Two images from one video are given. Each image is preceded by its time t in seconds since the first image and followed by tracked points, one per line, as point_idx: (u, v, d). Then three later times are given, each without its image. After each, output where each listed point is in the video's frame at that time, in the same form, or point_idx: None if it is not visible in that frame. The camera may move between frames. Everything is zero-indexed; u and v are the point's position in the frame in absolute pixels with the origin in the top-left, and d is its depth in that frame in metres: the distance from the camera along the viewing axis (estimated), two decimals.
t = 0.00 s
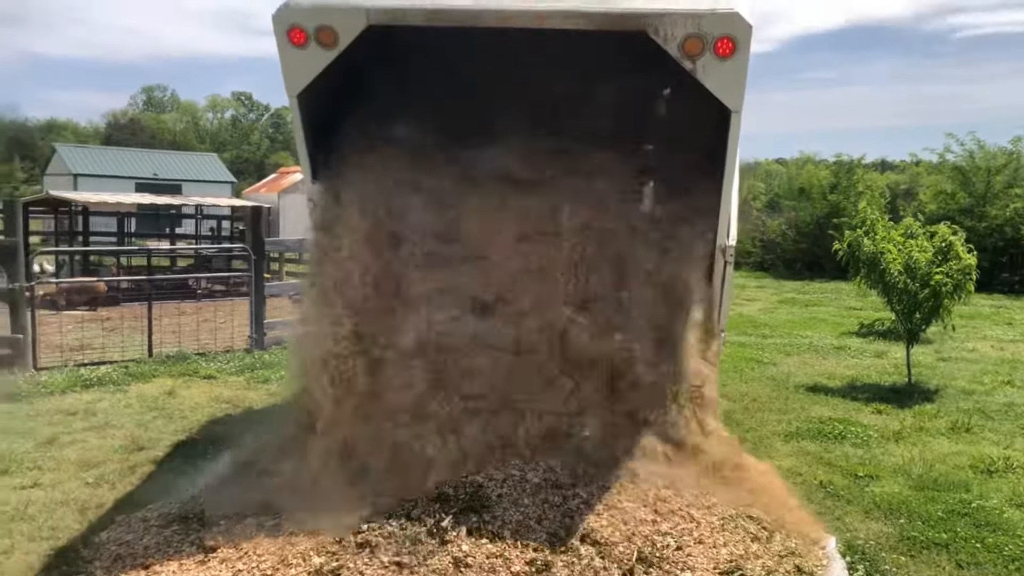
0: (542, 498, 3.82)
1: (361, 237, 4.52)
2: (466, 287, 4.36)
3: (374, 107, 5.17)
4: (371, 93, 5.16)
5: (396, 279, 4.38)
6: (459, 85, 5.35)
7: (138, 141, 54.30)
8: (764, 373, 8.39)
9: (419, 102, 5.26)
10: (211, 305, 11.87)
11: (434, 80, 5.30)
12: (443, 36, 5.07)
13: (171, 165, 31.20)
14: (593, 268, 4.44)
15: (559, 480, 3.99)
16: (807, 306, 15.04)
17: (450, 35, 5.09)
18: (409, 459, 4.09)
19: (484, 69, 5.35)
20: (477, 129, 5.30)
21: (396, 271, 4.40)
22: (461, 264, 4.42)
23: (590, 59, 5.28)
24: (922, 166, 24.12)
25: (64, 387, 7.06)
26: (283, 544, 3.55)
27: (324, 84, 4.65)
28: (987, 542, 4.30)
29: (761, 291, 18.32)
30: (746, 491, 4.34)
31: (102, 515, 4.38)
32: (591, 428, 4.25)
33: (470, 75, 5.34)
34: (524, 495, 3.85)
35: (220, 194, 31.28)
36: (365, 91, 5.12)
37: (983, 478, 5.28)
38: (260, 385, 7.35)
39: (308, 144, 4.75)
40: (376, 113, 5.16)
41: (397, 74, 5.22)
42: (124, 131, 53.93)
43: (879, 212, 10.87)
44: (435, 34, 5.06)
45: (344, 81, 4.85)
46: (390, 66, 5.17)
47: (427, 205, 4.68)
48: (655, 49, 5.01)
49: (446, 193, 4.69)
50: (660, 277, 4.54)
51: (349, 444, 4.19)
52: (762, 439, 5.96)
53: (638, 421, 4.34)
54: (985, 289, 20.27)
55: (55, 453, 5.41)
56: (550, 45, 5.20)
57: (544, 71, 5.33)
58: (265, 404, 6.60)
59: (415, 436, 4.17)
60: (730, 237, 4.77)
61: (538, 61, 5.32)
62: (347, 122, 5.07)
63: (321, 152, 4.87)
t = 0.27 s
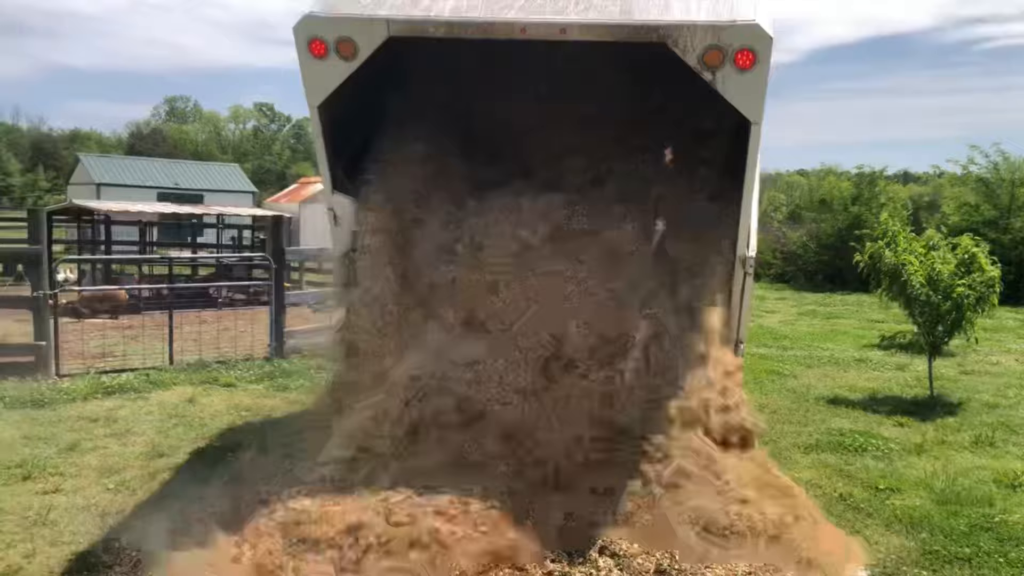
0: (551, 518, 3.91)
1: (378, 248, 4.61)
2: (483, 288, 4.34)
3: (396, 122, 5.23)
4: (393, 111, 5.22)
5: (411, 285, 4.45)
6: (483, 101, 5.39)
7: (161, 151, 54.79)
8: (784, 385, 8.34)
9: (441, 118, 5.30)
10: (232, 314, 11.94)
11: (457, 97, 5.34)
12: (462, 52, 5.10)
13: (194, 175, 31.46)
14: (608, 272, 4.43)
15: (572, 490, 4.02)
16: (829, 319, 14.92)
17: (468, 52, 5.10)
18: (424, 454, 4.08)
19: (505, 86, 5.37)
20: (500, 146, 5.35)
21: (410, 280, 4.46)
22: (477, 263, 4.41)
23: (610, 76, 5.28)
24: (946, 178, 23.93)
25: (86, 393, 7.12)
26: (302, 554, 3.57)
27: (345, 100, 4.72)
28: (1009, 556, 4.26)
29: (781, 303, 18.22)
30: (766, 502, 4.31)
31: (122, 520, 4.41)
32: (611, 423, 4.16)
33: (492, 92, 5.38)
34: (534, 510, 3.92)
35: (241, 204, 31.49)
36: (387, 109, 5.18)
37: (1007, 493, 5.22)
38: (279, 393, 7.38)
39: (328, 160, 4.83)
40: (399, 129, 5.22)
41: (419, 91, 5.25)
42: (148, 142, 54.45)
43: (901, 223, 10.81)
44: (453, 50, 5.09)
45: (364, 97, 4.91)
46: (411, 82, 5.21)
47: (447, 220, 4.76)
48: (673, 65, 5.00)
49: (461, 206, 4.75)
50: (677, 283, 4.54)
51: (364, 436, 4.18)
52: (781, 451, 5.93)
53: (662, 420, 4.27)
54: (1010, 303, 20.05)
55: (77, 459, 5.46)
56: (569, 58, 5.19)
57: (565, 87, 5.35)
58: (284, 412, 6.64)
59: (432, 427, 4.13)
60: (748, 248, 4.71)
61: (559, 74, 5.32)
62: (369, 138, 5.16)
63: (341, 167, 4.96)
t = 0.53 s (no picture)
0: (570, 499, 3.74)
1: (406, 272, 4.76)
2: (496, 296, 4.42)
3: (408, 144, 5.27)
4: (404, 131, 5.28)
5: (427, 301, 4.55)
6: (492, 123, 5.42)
7: (171, 159, 55.01)
8: (795, 394, 8.32)
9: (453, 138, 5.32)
10: (242, 322, 11.97)
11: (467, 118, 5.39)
12: (472, 65, 5.24)
13: (204, 183, 31.58)
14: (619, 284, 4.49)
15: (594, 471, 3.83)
16: (839, 328, 14.87)
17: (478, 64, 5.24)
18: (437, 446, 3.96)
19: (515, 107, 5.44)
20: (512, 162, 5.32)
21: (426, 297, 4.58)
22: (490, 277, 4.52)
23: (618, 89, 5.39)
24: (957, 186, 23.85)
25: (98, 400, 7.14)
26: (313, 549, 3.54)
27: (358, 109, 4.75)
28: None
29: (791, 311, 18.16)
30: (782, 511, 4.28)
31: (134, 527, 4.42)
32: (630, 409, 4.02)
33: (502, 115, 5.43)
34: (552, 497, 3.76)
35: (251, 211, 31.59)
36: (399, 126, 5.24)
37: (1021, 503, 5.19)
38: (290, 401, 7.38)
39: (341, 168, 4.84)
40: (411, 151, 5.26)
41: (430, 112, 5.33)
42: (158, 150, 54.70)
43: (912, 232, 10.78)
44: (464, 62, 5.22)
45: (377, 109, 4.97)
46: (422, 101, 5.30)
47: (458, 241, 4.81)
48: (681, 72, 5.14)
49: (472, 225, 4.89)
50: (688, 296, 4.56)
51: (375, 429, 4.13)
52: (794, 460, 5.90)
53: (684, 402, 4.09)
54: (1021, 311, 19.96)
55: (90, 466, 5.47)
56: (576, 70, 5.33)
57: (575, 104, 5.40)
58: (296, 420, 6.65)
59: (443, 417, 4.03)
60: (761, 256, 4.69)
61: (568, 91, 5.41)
62: (382, 155, 5.18)
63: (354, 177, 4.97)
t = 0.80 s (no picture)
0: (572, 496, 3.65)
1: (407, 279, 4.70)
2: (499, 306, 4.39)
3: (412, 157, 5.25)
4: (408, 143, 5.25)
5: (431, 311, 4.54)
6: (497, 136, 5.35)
7: (167, 161, 54.95)
8: (796, 395, 8.31)
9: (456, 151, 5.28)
10: (241, 324, 11.95)
11: (472, 131, 5.33)
12: (474, 76, 5.24)
13: (200, 185, 31.54)
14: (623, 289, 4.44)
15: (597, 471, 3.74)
16: (838, 328, 14.88)
17: (479, 76, 5.24)
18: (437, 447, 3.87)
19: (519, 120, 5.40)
20: (518, 173, 5.22)
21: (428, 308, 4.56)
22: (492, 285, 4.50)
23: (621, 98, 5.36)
24: (953, 186, 23.89)
25: (98, 403, 7.12)
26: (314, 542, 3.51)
27: (359, 111, 4.74)
28: None
29: (789, 311, 18.17)
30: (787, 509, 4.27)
31: (136, 531, 4.40)
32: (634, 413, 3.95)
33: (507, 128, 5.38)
34: (553, 495, 3.66)
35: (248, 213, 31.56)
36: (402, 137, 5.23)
37: None
38: (290, 403, 7.35)
39: (341, 170, 4.80)
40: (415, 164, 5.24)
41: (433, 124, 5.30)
42: (154, 152, 54.67)
43: (912, 232, 10.79)
44: (466, 73, 5.22)
45: (378, 115, 4.96)
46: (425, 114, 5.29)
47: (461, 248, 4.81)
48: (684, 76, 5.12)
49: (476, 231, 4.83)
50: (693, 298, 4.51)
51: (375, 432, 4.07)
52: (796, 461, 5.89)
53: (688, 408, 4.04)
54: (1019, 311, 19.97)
55: (90, 470, 5.45)
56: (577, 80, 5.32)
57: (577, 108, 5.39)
58: (296, 422, 6.63)
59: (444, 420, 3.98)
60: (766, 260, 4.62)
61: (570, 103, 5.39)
62: (384, 164, 5.16)
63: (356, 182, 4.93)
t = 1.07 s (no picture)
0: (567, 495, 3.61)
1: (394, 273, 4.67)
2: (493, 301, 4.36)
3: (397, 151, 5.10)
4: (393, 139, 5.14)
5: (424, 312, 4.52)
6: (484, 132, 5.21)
7: (154, 159, 54.71)
8: (787, 390, 8.34)
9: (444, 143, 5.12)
10: (231, 322, 11.91)
11: (462, 128, 5.22)
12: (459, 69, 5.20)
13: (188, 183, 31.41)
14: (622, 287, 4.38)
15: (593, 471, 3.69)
16: (826, 323, 14.95)
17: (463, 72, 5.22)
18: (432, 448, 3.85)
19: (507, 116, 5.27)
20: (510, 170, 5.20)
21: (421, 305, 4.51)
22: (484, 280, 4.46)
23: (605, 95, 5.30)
24: (941, 182, 24.02)
25: (88, 403, 7.08)
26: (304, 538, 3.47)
27: (348, 109, 4.69)
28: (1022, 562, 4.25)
29: (779, 307, 18.24)
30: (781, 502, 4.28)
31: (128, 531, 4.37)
32: (632, 412, 3.91)
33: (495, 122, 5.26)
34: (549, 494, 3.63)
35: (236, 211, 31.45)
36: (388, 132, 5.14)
37: (1015, 497, 5.22)
38: (282, 402, 7.34)
39: (330, 167, 4.74)
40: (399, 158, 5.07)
41: (421, 119, 5.21)
42: (142, 150, 54.43)
43: (900, 228, 10.84)
44: (452, 68, 5.20)
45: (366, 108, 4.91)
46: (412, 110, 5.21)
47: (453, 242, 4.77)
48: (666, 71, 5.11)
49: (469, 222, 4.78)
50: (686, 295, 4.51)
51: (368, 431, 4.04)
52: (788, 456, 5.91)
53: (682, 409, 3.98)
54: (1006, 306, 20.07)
55: (81, 470, 5.42)
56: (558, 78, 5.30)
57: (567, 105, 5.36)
58: (288, 420, 6.61)
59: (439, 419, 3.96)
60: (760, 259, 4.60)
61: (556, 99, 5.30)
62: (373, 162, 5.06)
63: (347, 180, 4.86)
